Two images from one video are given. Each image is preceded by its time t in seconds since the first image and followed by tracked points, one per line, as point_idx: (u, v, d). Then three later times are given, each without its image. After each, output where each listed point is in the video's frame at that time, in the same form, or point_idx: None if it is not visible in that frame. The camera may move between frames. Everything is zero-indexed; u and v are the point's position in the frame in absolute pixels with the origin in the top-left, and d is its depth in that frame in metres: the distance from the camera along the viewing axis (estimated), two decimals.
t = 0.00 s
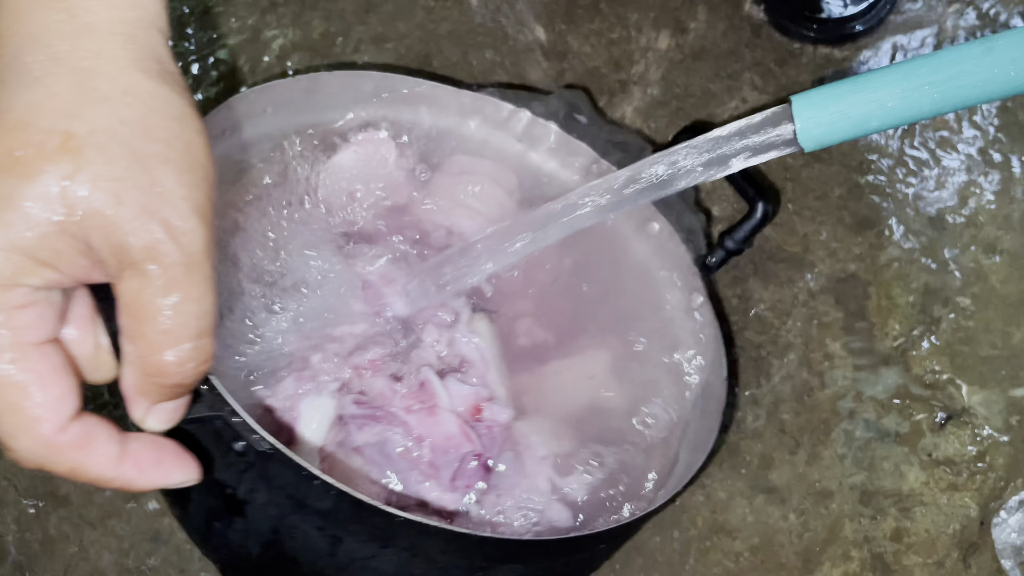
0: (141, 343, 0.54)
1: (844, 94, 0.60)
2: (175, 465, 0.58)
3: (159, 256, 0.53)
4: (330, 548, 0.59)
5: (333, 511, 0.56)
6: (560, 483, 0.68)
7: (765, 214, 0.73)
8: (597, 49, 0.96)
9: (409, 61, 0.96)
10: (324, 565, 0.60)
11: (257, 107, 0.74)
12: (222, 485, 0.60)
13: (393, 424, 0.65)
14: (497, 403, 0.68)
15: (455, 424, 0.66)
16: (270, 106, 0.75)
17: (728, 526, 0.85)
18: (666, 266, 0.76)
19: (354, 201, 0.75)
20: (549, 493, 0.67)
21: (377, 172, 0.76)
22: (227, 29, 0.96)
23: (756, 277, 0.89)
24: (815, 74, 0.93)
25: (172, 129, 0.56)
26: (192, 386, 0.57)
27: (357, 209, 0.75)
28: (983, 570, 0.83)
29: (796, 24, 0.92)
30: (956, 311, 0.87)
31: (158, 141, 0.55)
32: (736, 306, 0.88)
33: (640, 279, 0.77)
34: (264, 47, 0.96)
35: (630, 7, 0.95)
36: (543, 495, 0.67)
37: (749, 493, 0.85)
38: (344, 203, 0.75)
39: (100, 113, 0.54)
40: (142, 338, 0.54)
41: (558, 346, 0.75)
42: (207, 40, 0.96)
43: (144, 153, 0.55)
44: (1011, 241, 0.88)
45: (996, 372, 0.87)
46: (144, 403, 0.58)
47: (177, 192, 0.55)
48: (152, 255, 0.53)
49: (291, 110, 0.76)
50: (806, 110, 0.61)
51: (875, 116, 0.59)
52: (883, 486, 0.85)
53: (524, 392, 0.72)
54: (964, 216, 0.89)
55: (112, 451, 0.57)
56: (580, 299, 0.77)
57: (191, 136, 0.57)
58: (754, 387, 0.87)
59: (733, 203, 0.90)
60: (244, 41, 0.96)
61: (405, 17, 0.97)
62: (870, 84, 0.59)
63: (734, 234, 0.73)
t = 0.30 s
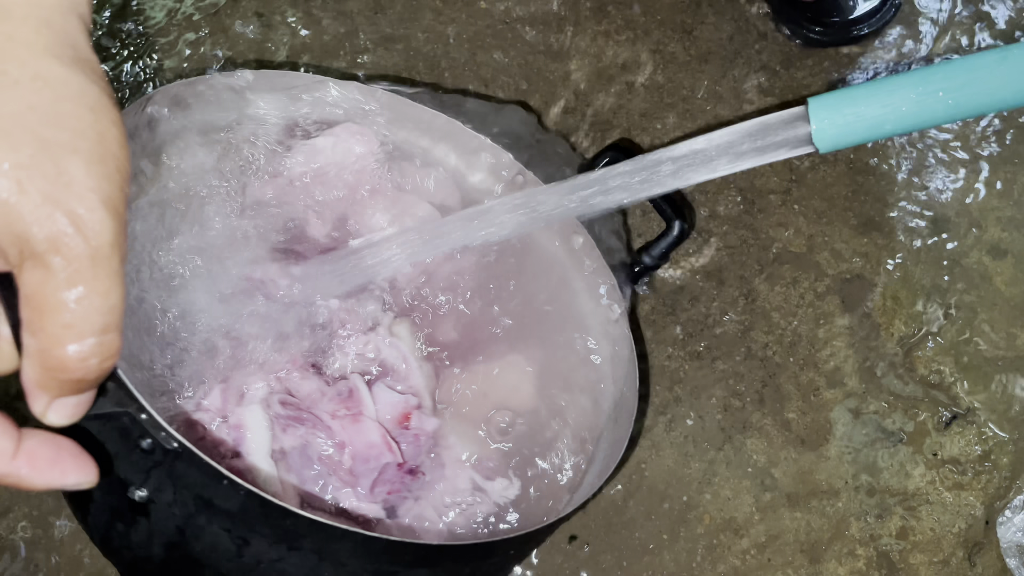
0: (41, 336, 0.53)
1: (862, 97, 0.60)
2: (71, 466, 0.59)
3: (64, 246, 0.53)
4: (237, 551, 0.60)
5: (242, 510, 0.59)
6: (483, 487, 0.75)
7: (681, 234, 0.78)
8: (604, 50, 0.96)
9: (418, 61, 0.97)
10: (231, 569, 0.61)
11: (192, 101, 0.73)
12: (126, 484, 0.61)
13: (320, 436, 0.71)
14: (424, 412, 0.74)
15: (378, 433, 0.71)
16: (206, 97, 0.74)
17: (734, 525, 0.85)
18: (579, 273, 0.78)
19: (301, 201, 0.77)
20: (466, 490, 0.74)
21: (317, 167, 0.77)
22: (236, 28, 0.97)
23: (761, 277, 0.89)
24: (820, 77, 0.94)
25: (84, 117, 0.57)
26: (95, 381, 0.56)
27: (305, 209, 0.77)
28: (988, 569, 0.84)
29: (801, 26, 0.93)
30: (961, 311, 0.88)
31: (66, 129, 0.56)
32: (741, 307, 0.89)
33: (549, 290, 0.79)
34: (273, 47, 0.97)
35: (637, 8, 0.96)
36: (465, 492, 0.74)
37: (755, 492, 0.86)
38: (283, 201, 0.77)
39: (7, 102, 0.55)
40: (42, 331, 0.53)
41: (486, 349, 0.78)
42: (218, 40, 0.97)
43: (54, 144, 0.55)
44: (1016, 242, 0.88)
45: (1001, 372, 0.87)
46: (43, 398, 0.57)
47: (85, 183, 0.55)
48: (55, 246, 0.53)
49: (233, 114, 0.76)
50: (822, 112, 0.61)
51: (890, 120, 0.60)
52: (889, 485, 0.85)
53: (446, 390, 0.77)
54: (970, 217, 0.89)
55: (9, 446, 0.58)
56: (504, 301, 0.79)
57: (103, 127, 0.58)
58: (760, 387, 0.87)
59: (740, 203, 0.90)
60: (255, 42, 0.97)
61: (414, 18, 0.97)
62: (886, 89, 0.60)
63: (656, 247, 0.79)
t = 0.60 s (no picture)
0: (11, 363, 0.55)
1: (861, 110, 0.61)
2: (32, 496, 0.63)
3: (31, 272, 0.55)
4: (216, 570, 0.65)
5: (218, 530, 0.64)
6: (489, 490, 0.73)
7: (676, 234, 0.79)
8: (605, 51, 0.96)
9: (418, 61, 0.97)
10: None
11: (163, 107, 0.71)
12: (106, 502, 0.66)
13: (344, 459, 0.69)
14: (441, 417, 0.72)
15: (395, 450, 0.69)
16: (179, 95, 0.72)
17: (733, 527, 0.85)
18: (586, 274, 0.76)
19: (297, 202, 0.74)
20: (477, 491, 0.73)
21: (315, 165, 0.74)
22: (236, 27, 0.97)
23: (761, 280, 0.89)
24: (821, 79, 0.94)
25: (55, 143, 0.58)
26: (67, 404, 0.57)
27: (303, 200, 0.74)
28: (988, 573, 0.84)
29: (802, 29, 0.93)
30: (961, 314, 0.88)
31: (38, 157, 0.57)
32: (742, 309, 0.89)
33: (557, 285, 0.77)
34: (274, 46, 0.97)
35: (638, 10, 0.96)
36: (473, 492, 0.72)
37: (754, 495, 0.85)
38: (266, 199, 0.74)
39: None
40: (11, 358, 0.55)
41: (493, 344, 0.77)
42: (218, 39, 0.97)
43: (23, 171, 0.57)
44: (1016, 245, 0.88)
45: (1001, 375, 0.87)
46: (13, 425, 0.58)
47: (54, 212, 0.56)
48: (23, 273, 0.55)
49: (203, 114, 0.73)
50: (822, 125, 0.62)
51: (890, 133, 0.61)
52: (889, 488, 0.85)
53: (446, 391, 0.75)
54: (970, 219, 0.89)
55: None
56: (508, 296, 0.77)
57: (76, 151, 0.59)
58: (759, 390, 0.87)
59: (740, 204, 0.90)
60: (254, 40, 0.97)
61: (414, 18, 0.97)
62: (887, 103, 0.60)
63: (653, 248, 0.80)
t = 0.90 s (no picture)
0: (4, 372, 0.54)
1: (854, 103, 0.60)
2: (22, 505, 0.60)
3: (27, 280, 0.54)
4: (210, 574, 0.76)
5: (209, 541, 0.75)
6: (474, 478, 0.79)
7: (680, 236, 0.79)
8: (609, 52, 0.96)
9: (422, 60, 0.97)
10: None
11: (153, 116, 0.73)
12: (101, 510, 0.74)
13: (332, 465, 0.75)
14: (419, 415, 0.77)
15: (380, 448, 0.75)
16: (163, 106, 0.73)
17: (736, 530, 0.85)
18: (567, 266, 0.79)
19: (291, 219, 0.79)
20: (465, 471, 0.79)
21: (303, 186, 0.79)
22: (241, 25, 0.96)
23: (765, 282, 0.89)
24: (825, 82, 0.94)
25: (56, 152, 0.58)
26: (60, 415, 0.56)
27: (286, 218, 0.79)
28: None
29: (808, 29, 0.92)
30: (965, 317, 0.88)
31: (37, 165, 0.57)
32: (745, 312, 0.89)
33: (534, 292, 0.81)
34: (279, 44, 0.97)
35: (643, 11, 0.95)
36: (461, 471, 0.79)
37: (757, 497, 0.85)
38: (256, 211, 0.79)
39: None
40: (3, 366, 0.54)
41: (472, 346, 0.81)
42: (223, 37, 0.96)
43: (23, 177, 0.56)
44: (1019, 248, 0.88)
45: (1004, 378, 0.87)
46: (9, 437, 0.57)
47: (53, 221, 0.56)
48: (19, 281, 0.54)
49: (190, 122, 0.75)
50: (815, 117, 0.61)
51: (885, 126, 0.60)
52: (892, 491, 0.85)
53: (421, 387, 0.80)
54: (975, 222, 0.89)
55: None
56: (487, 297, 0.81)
57: (76, 162, 0.58)
58: (763, 392, 0.87)
59: (744, 202, 0.89)
60: (259, 38, 0.96)
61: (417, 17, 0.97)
62: (881, 95, 0.60)
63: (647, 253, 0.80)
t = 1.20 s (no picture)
0: None
1: (851, 85, 0.60)
2: (14, 501, 0.60)
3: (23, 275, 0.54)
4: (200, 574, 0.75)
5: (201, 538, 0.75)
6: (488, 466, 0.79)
7: (677, 240, 0.78)
8: (610, 53, 0.96)
9: (423, 60, 0.97)
10: None
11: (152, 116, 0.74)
12: (95, 508, 0.74)
13: (329, 471, 0.73)
14: (411, 408, 0.77)
15: (375, 450, 0.73)
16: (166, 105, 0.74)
17: (733, 530, 0.85)
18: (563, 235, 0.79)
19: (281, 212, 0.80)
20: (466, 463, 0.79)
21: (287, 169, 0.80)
22: (242, 23, 0.96)
23: (762, 283, 0.89)
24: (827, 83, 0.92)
25: (56, 147, 0.57)
26: (55, 409, 0.56)
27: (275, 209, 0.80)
28: None
29: (806, 32, 0.92)
30: (962, 320, 0.88)
31: (35, 159, 0.56)
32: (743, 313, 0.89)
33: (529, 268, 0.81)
34: (279, 43, 0.97)
35: (643, 12, 0.95)
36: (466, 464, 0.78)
37: (754, 498, 0.85)
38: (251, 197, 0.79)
39: None
40: None
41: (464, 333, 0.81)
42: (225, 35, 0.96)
43: (21, 172, 0.56)
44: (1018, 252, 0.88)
45: (1002, 381, 0.87)
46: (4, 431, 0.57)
47: (50, 216, 0.56)
48: (15, 276, 0.54)
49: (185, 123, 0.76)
50: (810, 98, 0.61)
51: (879, 109, 0.60)
52: (888, 494, 0.85)
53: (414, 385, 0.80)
54: (974, 226, 0.89)
55: None
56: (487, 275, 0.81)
57: (75, 157, 0.58)
58: (760, 393, 0.87)
59: (744, 208, 0.91)
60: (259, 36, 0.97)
61: (419, 16, 0.97)
62: (877, 78, 0.60)
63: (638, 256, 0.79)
